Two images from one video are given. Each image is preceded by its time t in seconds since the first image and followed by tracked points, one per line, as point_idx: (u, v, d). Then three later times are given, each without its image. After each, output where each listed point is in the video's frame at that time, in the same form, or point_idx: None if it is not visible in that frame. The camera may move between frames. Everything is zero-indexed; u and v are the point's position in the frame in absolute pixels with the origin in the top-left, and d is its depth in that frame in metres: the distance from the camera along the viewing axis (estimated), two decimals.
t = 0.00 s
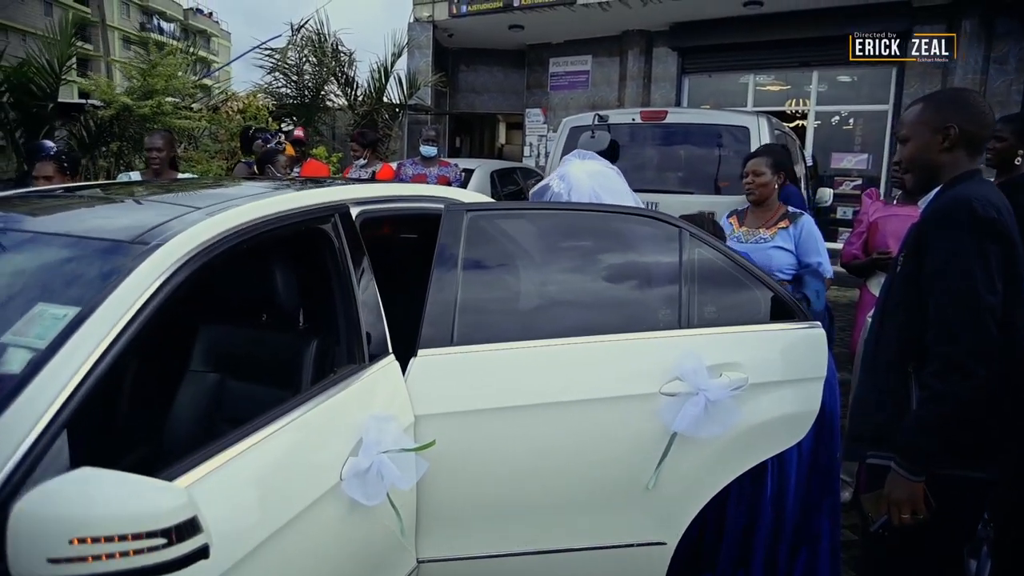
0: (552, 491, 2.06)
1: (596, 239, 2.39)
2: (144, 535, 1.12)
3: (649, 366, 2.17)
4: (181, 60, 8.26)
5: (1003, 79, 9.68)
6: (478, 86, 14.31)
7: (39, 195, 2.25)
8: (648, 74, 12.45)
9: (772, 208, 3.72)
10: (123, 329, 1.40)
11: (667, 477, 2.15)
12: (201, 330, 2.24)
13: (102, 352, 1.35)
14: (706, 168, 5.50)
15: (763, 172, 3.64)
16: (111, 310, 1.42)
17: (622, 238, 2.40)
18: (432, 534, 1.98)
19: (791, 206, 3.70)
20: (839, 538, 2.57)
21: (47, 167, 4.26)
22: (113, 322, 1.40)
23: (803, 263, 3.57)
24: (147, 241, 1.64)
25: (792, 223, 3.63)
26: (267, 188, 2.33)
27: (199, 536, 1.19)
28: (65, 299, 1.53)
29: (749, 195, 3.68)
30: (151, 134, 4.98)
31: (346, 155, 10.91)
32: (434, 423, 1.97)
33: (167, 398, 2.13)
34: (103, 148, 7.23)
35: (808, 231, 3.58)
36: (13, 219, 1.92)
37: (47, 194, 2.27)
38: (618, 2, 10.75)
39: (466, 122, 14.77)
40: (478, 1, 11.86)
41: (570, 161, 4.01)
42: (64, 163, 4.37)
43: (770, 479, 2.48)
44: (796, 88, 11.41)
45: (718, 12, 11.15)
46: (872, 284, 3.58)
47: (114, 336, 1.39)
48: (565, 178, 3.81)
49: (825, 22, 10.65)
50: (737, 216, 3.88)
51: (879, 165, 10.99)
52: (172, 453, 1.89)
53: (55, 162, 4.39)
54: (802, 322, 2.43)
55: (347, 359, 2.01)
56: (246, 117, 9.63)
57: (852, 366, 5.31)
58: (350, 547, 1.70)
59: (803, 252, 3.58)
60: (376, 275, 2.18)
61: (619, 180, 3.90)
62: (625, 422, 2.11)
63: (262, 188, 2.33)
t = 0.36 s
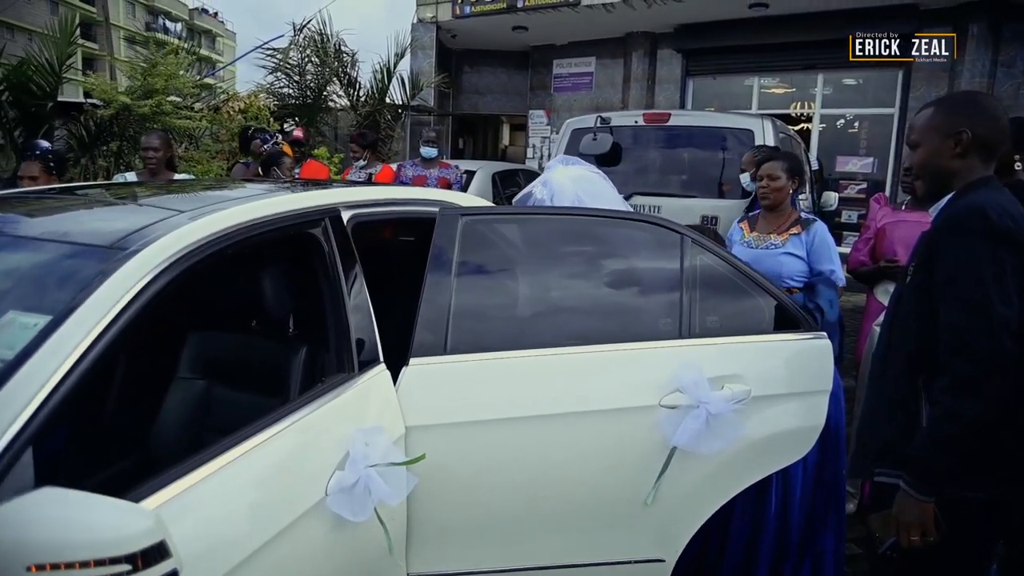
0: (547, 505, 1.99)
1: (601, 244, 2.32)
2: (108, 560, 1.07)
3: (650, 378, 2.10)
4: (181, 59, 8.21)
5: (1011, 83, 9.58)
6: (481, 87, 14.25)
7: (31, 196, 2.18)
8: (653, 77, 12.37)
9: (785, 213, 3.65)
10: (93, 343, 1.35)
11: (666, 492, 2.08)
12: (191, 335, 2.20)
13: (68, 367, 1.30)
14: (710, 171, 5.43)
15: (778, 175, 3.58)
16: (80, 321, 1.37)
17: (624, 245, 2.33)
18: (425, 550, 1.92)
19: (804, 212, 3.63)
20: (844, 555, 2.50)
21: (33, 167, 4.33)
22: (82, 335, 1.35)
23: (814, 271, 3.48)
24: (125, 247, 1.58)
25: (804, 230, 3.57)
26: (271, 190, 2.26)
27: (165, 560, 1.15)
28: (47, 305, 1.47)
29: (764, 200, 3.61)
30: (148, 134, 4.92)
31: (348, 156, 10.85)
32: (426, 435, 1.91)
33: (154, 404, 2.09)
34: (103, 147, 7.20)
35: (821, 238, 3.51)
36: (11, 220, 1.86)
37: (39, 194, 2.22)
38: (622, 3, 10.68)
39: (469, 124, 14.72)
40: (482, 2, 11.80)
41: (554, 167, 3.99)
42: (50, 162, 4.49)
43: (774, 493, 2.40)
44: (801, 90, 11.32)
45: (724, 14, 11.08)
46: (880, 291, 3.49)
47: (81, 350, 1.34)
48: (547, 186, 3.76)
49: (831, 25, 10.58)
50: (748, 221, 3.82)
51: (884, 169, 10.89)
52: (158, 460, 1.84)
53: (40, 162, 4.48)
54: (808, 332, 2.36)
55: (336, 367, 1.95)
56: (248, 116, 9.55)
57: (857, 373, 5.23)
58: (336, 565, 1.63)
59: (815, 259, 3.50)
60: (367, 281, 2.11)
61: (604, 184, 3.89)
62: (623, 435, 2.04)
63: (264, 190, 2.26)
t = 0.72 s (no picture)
0: (546, 520, 1.93)
1: (605, 248, 2.25)
2: None
3: (652, 388, 2.03)
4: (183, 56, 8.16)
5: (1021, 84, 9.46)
6: (486, 85, 14.18)
7: (21, 195, 2.12)
8: (658, 76, 12.29)
9: (799, 217, 3.57)
10: (63, 356, 1.30)
11: (668, 506, 2.02)
12: (180, 340, 2.14)
13: (38, 380, 1.25)
14: (715, 172, 5.35)
15: (794, 178, 3.50)
16: (53, 330, 1.32)
17: (628, 249, 2.26)
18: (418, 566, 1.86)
19: (818, 216, 3.55)
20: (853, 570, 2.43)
21: (16, 165, 4.29)
22: (53, 345, 1.30)
23: (828, 276, 3.41)
24: (103, 250, 1.52)
25: (818, 235, 3.48)
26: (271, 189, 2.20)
27: None
28: (25, 309, 1.41)
29: (780, 202, 3.53)
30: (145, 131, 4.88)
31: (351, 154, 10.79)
32: (420, 446, 1.84)
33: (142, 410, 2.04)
34: (103, 144, 7.11)
35: (835, 243, 3.43)
36: (9, 220, 1.80)
37: (29, 193, 2.17)
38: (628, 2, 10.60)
39: (473, 123, 14.65)
40: None
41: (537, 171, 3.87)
42: (33, 159, 4.46)
43: (780, 507, 2.33)
44: (807, 91, 11.21)
45: (730, 13, 10.98)
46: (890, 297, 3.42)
47: (51, 363, 1.28)
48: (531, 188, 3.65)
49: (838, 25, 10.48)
50: (761, 223, 3.74)
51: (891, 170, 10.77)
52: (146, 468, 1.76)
53: (24, 159, 4.44)
54: (817, 341, 2.29)
55: (327, 374, 1.88)
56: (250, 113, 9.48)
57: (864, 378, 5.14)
58: None
59: (829, 265, 3.43)
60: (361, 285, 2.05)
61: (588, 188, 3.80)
62: (624, 447, 1.98)
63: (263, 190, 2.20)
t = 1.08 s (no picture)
0: (549, 533, 1.87)
1: (611, 251, 2.18)
2: None
3: (660, 397, 1.97)
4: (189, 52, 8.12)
5: None
6: (494, 83, 14.10)
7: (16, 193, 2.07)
8: (667, 74, 12.18)
9: (817, 219, 3.49)
10: (47, 360, 1.24)
11: (676, 519, 1.95)
12: (175, 344, 2.09)
13: (17, 386, 1.19)
14: (724, 172, 5.26)
15: (813, 179, 3.43)
16: (34, 335, 1.26)
17: (635, 252, 2.19)
18: None
19: (836, 218, 3.46)
20: None
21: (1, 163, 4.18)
22: (36, 349, 1.24)
23: (844, 280, 3.32)
24: (89, 254, 1.45)
25: (835, 238, 3.39)
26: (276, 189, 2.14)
27: None
28: (11, 312, 1.35)
29: (798, 203, 3.45)
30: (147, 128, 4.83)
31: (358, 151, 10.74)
32: (419, 457, 1.78)
33: (137, 416, 1.99)
34: (109, 141, 7.07)
35: (853, 246, 3.33)
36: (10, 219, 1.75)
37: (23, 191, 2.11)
38: None
39: (481, 120, 14.58)
40: None
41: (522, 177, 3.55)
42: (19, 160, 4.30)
43: (790, 520, 2.27)
44: (818, 89, 11.06)
45: (741, 10, 10.85)
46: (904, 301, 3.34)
47: (33, 369, 1.22)
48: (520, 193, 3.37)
49: (851, 22, 10.35)
50: (776, 225, 3.65)
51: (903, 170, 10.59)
52: (139, 473, 1.73)
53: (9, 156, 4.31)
54: (831, 350, 2.21)
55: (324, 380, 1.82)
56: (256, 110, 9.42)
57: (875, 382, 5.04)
58: None
59: (846, 268, 3.33)
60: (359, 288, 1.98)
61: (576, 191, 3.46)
62: (631, 459, 1.91)
63: (265, 190, 2.13)
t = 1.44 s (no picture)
0: (550, 546, 1.81)
1: (616, 253, 2.12)
2: None
3: (665, 405, 1.90)
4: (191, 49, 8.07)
5: None
6: (499, 81, 14.04)
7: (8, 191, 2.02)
8: (673, 72, 12.10)
9: (830, 221, 3.42)
10: (32, 360, 1.19)
11: (681, 531, 1.89)
12: (167, 348, 2.03)
13: None
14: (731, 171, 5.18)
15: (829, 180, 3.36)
16: (18, 333, 1.20)
17: (640, 254, 2.12)
18: None
19: (850, 221, 3.39)
20: None
21: None
22: (16, 353, 1.18)
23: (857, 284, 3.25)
24: (73, 256, 1.38)
25: (849, 240, 3.32)
26: (274, 189, 2.08)
27: None
28: None
29: (812, 204, 3.38)
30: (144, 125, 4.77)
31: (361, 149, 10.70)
32: (416, 466, 1.72)
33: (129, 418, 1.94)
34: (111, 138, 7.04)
35: (867, 249, 3.26)
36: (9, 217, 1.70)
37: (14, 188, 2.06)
38: None
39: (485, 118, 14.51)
40: None
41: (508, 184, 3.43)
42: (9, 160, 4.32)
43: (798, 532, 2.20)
44: (825, 88, 10.95)
45: (748, 8, 10.75)
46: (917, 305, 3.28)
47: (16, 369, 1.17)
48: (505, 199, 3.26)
49: (859, 21, 10.24)
50: (789, 226, 3.58)
51: (911, 169, 10.44)
52: (133, 475, 1.68)
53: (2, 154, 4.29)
54: (841, 356, 2.14)
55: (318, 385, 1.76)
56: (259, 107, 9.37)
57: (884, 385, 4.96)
58: None
59: (859, 271, 3.26)
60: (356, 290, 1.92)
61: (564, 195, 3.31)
62: (636, 469, 1.85)
63: (264, 190, 2.08)
